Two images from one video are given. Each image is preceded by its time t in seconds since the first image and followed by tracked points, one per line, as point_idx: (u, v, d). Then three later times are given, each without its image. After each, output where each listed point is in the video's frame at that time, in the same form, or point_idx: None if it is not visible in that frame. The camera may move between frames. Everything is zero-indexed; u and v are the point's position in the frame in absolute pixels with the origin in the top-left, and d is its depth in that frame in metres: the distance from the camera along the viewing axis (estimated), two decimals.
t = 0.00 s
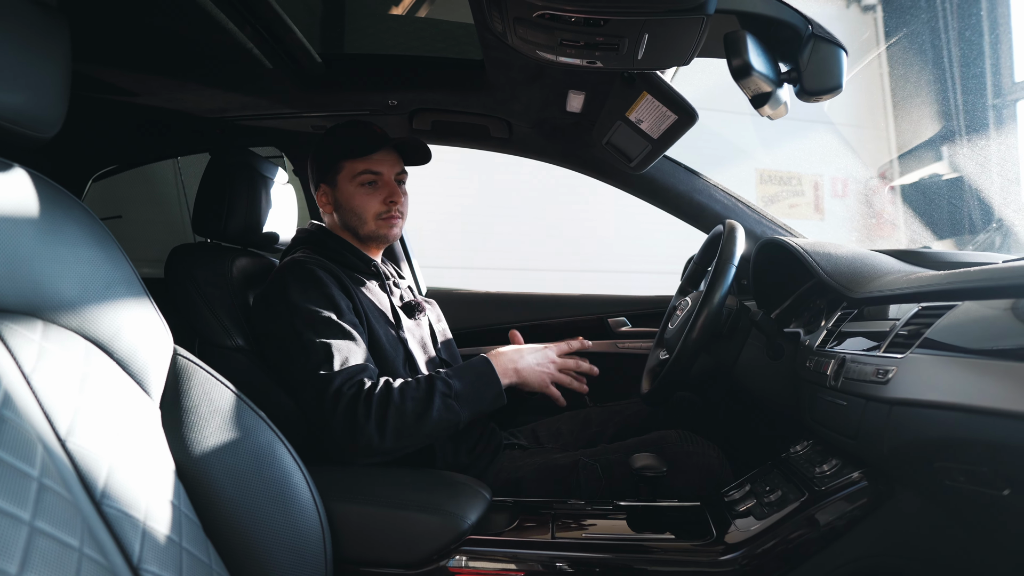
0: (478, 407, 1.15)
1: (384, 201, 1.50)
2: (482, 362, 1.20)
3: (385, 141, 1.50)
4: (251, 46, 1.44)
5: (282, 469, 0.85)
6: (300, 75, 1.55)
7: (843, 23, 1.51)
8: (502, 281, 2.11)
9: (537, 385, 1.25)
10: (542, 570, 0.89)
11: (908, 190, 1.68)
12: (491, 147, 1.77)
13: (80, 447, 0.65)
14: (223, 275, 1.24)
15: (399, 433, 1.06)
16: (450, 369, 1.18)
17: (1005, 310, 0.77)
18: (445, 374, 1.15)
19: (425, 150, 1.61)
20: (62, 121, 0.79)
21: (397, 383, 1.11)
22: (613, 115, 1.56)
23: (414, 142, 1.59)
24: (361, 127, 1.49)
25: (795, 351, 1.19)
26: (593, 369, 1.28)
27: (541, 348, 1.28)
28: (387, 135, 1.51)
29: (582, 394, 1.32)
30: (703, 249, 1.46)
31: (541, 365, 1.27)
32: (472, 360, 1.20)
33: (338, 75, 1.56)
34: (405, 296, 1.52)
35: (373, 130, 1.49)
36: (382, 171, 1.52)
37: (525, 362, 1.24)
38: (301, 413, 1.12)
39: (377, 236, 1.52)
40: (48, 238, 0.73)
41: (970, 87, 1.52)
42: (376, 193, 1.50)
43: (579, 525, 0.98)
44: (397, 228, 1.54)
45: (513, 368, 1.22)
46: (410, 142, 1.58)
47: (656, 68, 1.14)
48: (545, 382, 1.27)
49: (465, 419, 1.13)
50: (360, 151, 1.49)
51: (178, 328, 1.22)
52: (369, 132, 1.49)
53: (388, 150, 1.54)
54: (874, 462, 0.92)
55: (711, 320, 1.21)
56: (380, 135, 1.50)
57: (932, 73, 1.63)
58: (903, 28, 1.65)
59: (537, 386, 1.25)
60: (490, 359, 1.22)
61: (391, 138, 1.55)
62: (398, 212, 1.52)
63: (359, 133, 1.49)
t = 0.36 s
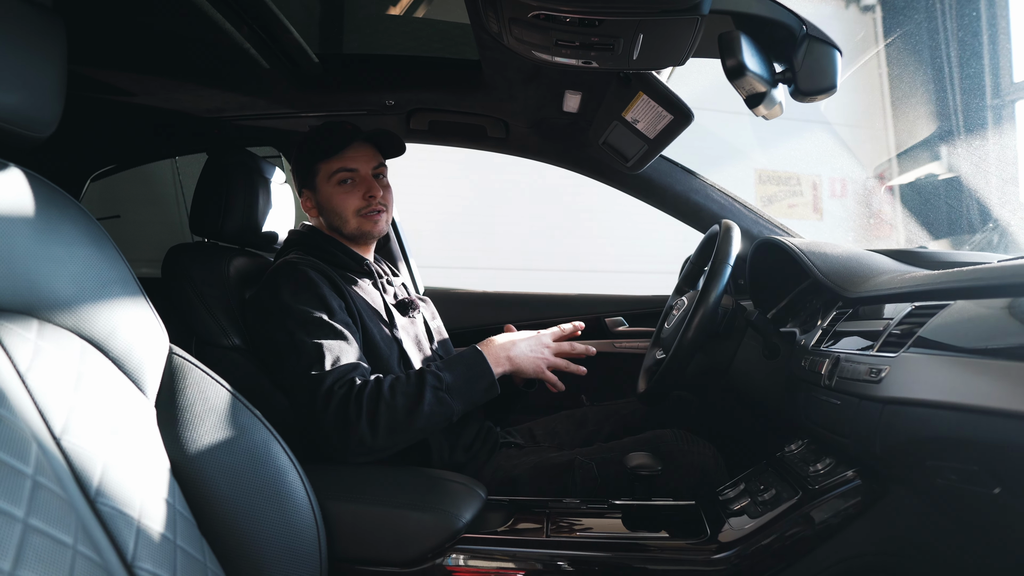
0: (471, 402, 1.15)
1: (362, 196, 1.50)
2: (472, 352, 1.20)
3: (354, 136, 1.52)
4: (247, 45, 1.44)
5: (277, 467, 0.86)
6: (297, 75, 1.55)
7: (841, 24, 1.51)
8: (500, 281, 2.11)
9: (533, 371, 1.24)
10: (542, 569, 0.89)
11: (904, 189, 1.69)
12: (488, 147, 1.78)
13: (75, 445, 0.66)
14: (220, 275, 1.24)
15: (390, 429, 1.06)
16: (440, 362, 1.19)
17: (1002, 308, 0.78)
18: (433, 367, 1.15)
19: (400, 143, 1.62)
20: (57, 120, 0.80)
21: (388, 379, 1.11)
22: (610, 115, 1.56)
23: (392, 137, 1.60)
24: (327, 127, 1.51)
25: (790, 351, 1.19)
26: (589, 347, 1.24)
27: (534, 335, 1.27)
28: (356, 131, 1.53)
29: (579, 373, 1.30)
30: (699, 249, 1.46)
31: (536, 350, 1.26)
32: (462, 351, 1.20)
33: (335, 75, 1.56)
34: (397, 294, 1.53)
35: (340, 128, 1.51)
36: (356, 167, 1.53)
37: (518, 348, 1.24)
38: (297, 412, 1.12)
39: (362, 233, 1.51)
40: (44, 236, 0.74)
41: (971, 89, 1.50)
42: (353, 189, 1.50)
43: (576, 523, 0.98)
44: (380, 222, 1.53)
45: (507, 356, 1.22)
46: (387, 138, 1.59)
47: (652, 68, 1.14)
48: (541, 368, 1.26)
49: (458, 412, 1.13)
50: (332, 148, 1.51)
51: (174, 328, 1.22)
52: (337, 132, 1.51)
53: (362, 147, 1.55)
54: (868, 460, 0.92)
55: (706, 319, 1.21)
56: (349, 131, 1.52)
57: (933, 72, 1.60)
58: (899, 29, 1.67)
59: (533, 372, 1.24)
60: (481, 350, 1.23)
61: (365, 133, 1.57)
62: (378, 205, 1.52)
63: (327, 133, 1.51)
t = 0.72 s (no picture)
0: (465, 400, 1.15)
1: (356, 193, 1.50)
2: (467, 350, 1.21)
3: (350, 133, 1.52)
4: (243, 44, 1.44)
5: (269, 465, 0.86)
6: (292, 73, 1.55)
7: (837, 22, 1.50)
8: (497, 280, 2.11)
9: (527, 366, 1.26)
10: (541, 568, 0.90)
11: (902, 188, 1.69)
12: (485, 145, 1.78)
13: (66, 442, 0.65)
14: (216, 273, 1.24)
15: (384, 426, 1.06)
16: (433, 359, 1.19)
17: (999, 305, 0.77)
18: (426, 363, 1.16)
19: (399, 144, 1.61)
20: (49, 117, 0.80)
21: (382, 376, 1.11)
22: (606, 114, 1.56)
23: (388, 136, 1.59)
24: (324, 124, 1.52)
25: (786, 350, 1.18)
26: (584, 345, 1.25)
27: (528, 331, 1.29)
28: (352, 127, 1.53)
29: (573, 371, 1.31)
30: (695, 247, 1.46)
31: (530, 346, 1.28)
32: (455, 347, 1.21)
33: (331, 74, 1.56)
34: (393, 292, 1.52)
35: (336, 125, 1.51)
36: (351, 164, 1.53)
37: (512, 345, 1.25)
38: (291, 410, 1.12)
39: (355, 231, 1.51)
40: (36, 232, 0.73)
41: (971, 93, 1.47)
42: (348, 186, 1.51)
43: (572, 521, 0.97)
44: (374, 220, 1.52)
45: (501, 353, 1.24)
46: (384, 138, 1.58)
47: (647, 65, 1.14)
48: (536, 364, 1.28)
49: (452, 408, 1.14)
50: (328, 146, 1.51)
51: (169, 326, 1.22)
52: (332, 128, 1.52)
53: (358, 144, 1.55)
54: (862, 458, 0.92)
55: (701, 318, 1.21)
56: (343, 129, 1.52)
57: (930, 70, 1.58)
58: (895, 26, 1.64)
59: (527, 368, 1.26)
60: (475, 346, 1.24)
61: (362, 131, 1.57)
62: (372, 203, 1.51)
63: (323, 131, 1.52)
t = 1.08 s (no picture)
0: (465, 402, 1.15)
1: (374, 195, 1.51)
2: (470, 356, 1.20)
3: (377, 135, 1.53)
4: (240, 43, 1.44)
5: (266, 464, 0.86)
6: (290, 72, 1.55)
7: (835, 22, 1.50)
8: (495, 280, 2.11)
9: (528, 378, 1.24)
10: (539, 567, 0.90)
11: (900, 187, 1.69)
12: (482, 144, 1.78)
13: (61, 441, 0.65)
14: (213, 272, 1.24)
15: (382, 428, 1.06)
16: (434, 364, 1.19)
17: (996, 304, 0.77)
18: (428, 368, 1.16)
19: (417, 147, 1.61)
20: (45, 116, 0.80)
21: (383, 380, 1.11)
22: (604, 113, 1.56)
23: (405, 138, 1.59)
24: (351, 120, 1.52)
25: (784, 350, 1.18)
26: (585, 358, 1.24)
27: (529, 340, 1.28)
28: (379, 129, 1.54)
29: (576, 385, 1.29)
30: (693, 247, 1.46)
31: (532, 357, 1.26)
32: (459, 355, 1.21)
33: (329, 74, 1.56)
34: (392, 293, 1.52)
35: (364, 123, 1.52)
36: (372, 165, 1.53)
37: (514, 356, 1.24)
38: (288, 410, 1.12)
39: (365, 232, 1.51)
40: (32, 232, 0.73)
41: (965, 90, 1.50)
42: (366, 187, 1.51)
43: (570, 521, 0.97)
44: (386, 224, 1.53)
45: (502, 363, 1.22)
46: (403, 139, 1.57)
47: (644, 65, 1.14)
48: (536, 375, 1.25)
49: (452, 414, 1.13)
50: (351, 145, 1.51)
51: (166, 326, 1.22)
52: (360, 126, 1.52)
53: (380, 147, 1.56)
54: (858, 458, 0.92)
55: (699, 317, 1.21)
56: (371, 130, 1.53)
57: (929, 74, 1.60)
58: (892, 25, 1.65)
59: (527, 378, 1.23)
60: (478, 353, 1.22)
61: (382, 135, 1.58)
62: (388, 207, 1.53)
63: (351, 128, 1.52)
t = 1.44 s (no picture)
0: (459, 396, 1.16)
1: (371, 195, 1.51)
2: (456, 342, 1.20)
3: (364, 135, 1.53)
4: (243, 45, 1.44)
5: (271, 466, 0.86)
6: (291, 74, 1.55)
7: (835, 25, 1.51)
8: (497, 281, 2.12)
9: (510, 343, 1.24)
10: (542, 569, 0.90)
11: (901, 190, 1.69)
12: (484, 146, 1.78)
13: (68, 444, 0.66)
14: (216, 274, 1.24)
15: (385, 430, 1.06)
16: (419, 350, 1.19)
17: (997, 308, 0.77)
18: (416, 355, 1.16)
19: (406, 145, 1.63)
20: (50, 120, 0.80)
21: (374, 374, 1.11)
22: (606, 115, 1.56)
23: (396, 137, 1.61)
24: (336, 125, 1.51)
25: (784, 352, 1.19)
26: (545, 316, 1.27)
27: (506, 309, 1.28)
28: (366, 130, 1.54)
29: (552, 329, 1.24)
30: (695, 248, 1.47)
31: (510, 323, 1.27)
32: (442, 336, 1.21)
33: (332, 76, 1.57)
34: (393, 294, 1.53)
35: (351, 127, 1.51)
36: (365, 167, 1.54)
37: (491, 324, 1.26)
38: (291, 412, 1.12)
39: (369, 232, 1.52)
40: (38, 235, 0.74)
41: (967, 94, 1.49)
42: (362, 189, 1.51)
43: (573, 522, 0.98)
44: (387, 220, 1.55)
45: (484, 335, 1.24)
46: (392, 137, 1.60)
47: (646, 68, 1.14)
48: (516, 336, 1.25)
49: (446, 397, 1.14)
50: (341, 148, 1.51)
51: (168, 329, 1.22)
52: (348, 130, 1.51)
53: (367, 147, 1.56)
54: (860, 461, 0.92)
55: (701, 319, 1.21)
56: (359, 131, 1.52)
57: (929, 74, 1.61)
58: (893, 29, 1.68)
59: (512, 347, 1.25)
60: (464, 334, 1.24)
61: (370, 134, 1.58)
62: (386, 206, 1.54)
63: (338, 133, 1.51)
